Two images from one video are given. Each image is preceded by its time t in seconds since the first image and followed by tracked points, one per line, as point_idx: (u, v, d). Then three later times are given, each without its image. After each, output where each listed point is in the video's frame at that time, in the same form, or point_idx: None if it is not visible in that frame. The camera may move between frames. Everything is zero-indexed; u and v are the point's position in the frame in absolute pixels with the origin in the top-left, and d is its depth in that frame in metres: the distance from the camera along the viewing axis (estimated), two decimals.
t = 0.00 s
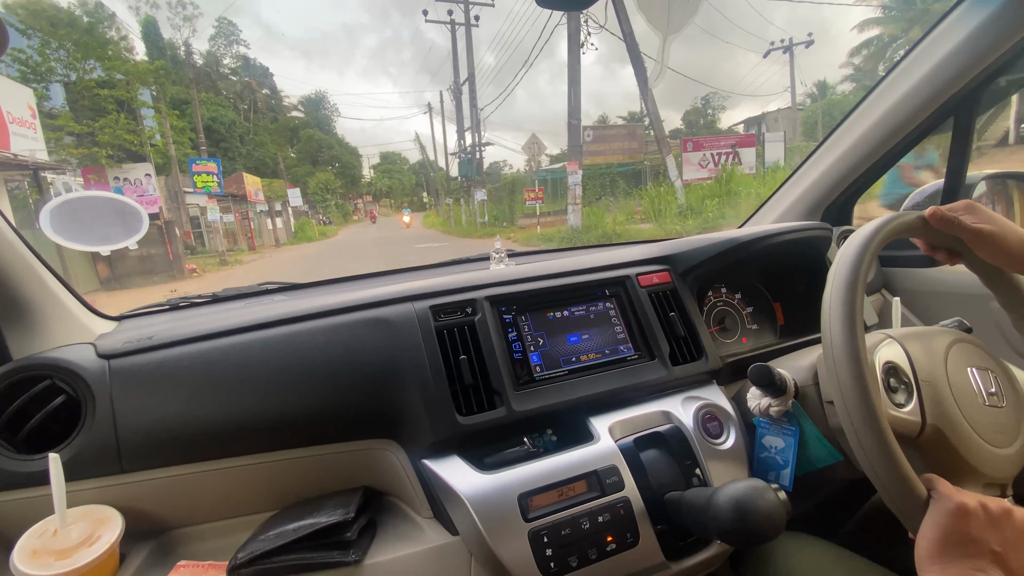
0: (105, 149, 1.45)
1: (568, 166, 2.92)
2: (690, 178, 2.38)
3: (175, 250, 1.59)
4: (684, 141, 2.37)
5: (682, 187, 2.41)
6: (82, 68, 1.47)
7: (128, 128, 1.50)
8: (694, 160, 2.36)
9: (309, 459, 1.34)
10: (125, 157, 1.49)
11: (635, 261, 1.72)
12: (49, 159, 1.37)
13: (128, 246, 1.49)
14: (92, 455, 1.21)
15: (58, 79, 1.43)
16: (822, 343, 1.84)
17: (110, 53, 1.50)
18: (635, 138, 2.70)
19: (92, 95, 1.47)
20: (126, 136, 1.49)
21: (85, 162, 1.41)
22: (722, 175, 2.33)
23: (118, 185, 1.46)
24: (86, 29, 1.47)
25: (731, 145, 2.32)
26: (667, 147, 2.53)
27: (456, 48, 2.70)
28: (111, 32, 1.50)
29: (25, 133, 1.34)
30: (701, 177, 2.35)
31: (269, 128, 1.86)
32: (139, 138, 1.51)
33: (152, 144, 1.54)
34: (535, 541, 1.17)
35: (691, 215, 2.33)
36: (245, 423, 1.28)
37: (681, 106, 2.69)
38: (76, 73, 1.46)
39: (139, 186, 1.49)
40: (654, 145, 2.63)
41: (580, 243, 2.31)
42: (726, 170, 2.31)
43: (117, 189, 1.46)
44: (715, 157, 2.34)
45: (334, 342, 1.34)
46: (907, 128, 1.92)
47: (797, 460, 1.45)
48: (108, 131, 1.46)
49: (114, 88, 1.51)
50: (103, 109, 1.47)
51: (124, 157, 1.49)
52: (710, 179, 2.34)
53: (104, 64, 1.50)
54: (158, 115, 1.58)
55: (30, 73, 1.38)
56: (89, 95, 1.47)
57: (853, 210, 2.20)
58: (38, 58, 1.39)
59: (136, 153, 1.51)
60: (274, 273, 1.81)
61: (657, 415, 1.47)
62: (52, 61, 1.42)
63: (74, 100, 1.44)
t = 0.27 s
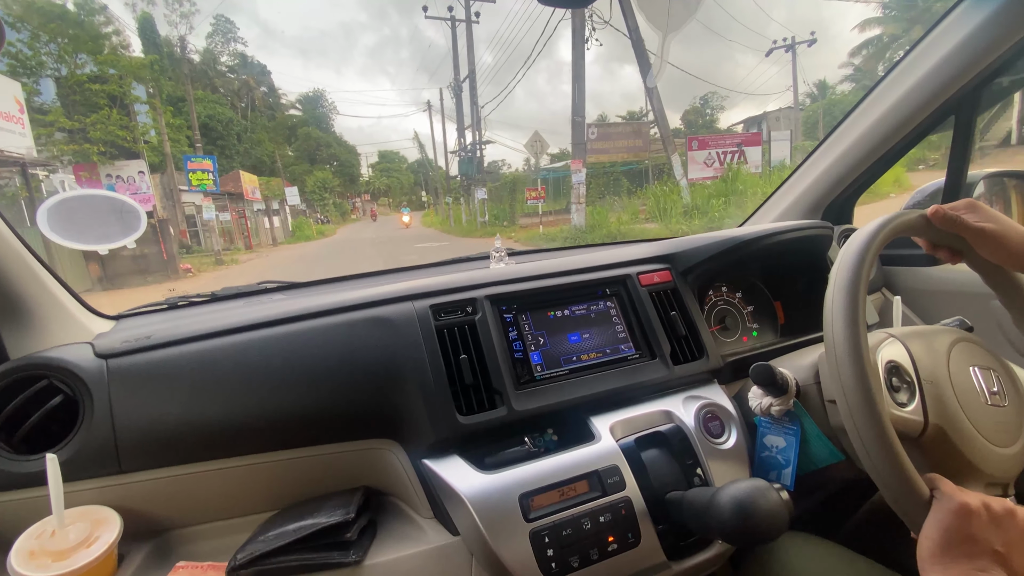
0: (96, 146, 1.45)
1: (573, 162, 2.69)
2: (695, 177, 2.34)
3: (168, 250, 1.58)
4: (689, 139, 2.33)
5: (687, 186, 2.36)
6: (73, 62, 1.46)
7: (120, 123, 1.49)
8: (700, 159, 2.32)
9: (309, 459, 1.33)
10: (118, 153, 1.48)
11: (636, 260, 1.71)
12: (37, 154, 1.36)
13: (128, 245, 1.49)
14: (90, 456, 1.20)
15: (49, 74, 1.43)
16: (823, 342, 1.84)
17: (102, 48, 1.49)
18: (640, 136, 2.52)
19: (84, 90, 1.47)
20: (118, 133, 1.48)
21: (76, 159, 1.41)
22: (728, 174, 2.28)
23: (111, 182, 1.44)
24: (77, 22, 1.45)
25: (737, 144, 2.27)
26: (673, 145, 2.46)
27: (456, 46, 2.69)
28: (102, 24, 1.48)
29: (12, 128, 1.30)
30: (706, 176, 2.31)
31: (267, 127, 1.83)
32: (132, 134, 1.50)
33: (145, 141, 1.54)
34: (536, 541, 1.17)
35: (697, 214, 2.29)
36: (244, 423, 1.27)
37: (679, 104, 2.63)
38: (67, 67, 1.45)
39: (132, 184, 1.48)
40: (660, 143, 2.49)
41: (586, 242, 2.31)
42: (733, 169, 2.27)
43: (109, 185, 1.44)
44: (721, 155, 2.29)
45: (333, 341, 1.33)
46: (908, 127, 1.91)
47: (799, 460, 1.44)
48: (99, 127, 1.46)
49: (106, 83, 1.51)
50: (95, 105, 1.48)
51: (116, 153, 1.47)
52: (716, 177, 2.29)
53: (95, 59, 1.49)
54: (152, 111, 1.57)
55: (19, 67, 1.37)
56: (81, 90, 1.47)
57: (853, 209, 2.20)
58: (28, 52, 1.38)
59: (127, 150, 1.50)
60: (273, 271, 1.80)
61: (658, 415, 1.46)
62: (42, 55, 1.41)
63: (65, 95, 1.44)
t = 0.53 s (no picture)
0: (90, 144, 1.44)
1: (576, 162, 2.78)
2: (698, 177, 2.37)
3: (164, 250, 1.57)
4: (694, 138, 2.37)
5: (692, 187, 2.39)
6: (67, 58, 1.46)
7: (115, 121, 1.49)
8: (704, 158, 2.35)
9: (310, 457, 1.33)
10: (113, 152, 1.48)
11: (637, 259, 1.71)
12: (30, 154, 1.37)
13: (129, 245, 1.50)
14: (92, 453, 1.21)
15: (43, 70, 1.42)
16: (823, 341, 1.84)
17: (96, 44, 1.49)
18: (645, 136, 2.63)
19: (77, 88, 1.46)
20: (114, 131, 1.48)
21: (70, 157, 1.41)
22: (733, 173, 2.29)
23: (105, 181, 1.46)
24: (71, 17, 1.46)
25: (743, 144, 2.27)
26: (677, 146, 2.51)
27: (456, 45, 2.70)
28: (94, 18, 1.48)
29: (5, 125, 1.31)
30: (709, 176, 2.34)
31: (266, 126, 1.84)
32: (127, 132, 1.51)
33: (141, 139, 1.54)
34: (537, 538, 1.17)
35: (702, 215, 2.29)
36: (245, 420, 1.27)
37: (681, 106, 2.67)
38: (60, 64, 1.45)
39: (127, 183, 1.50)
40: (662, 143, 2.59)
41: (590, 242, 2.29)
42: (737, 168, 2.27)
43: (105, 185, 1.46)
44: (726, 155, 2.31)
45: (334, 339, 1.34)
46: (907, 126, 1.92)
47: (799, 458, 1.44)
48: (94, 125, 1.45)
49: (101, 80, 1.51)
50: (89, 102, 1.47)
51: (111, 151, 1.48)
52: (720, 178, 2.32)
53: (90, 56, 1.49)
54: (148, 109, 1.56)
55: (13, 63, 1.38)
56: (75, 87, 1.46)
57: (853, 209, 2.20)
58: (22, 47, 1.39)
59: (124, 148, 1.50)
60: (273, 270, 1.81)
61: (659, 413, 1.46)
62: (36, 51, 1.41)
63: (59, 92, 1.44)
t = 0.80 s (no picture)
0: (87, 143, 1.45)
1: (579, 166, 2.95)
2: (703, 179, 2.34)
3: (162, 251, 1.56)
4: (699, 140, 2.38)
5: (696, 188, 2.37)
6: (63, 57, 1.44)
7: (112, 121, 1.50)
8: (708, 160, 2.36)
9: (313, 456, 1.34)
10: (110, 152, 1.49)
11: (638, 259, 1.72)
12: (26, 153, 1.37)
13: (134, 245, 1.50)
14: (96, 452, 1.21)
15: (39, 69, 1.41)
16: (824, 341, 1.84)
17: (94, 42, 1.49)
18: (648, 137, 2.61)
19: (74, 87, 1.45)
20: (110, 131, 1.49)
21: (66, 158, 1.41)
22: (737, 175, 2.29)
23: (103, 181, 1.45)
24: (68, 16, 1.44)
25: (747, 145, 2.27)
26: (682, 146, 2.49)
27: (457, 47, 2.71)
28: (90, 16, 1.47)
29: None
30: (715, 177, 2.32)
31: (266, 127, 1.85)
32: (125, 132, 1.52)
33: (139, 140, 1.55)
34: (540, 537, 1.17)
35: (707, 216, 2.26)
36: (249, 420, 1.28)
37: (682, 106, 2.65)
38: (57, 63, 1.43)
39: (125, 183, 1.49)
40: (666, 143, 2.56)
41: (593, 243, 2.29)
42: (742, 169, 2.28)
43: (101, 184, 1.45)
44: (730, 156, 2.31)
45: (337, 339, 1.34)
46: (908, 127, 1.92)
47: (801, 458, 1.45)
48: (90, 125, 1.46)
49: (98, 79, 1.50)
50: (85, 101, 1.47)
51: (108, 150, 1.49)
52: (725, 179, 2.31)
53: (88, 54, 1.48)
54: (146, 108, 1.57)
55: (9, 62, 1.37)
56: (72, 86, 1.45)
57: (854, 211, 2.21)
58: (18, 47, 1.37)
59: (122, 149, 1.51)
60: (276, 270, 1.82)
61: (661, 413, 1.47)
62: (31, 49, 1.40)
63: (55, 92, 1.43)
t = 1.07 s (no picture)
0: (83, 143, 1.44)
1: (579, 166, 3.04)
2: (704, 180, 2.34)
3: (158, 251, 1.55)
4: (700, 140, 2.35)
5: (697, 188, 2.37)
6: (60, 55, 1.42)
7: (108, 120, 1.48)
8: (711, 160, 2.34)
9: (309, 457, 1.33)
10: (107, 151, 1.47)
11: (636, 260, 1.72)
12: (20, 152, 1.34)
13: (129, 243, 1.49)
14: (90, 452, 1.20)
15: (35, 68, 1.38)
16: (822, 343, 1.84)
17: (91, 40, 1.48)
18: (649, 137, 2.67)
19: (71, 86, 1.44)
20: (107, 131, 1.47)
21: (61, 157, 1.40)
22: (739, 176, 2.30)
23: (98, 180, 1.44)
24: (64, 14, 1.43)
25: (748, 145, 2.28)
26: (682, 146, 2.48)
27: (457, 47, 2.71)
28: (86, 15, 1.47)
29: None
30: (716, 177, 2.32)
31: (265, 127, 1.85)
32: (122, 132, 1.50)
33: (136, 139, 1.53)
34: (536, 540, 1.17)
35: (709, 217, 2.26)
36: (244, 420, 1.27)
37: (683, 106, 2.65)
38: (53, 61, 1.41)
39: (121, 182, 1.48)
40: (667, 143, 2.56)
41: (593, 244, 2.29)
42: (745, 171, 2.29)
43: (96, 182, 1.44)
44: (732, 157, 2.32)
45: (334, 339, 1.33)
46: (907, 129, 1.92)
47: (798, 460, 1.44)
48: (86, 124, 1.45)
49: (95, 78, 1.49)
50: (81, 100, 1.46)
51: (105, 151, 1.47)
52: (727, 180, 2.31)
53: (85, 53, 1.47)
54: (143, 107, 1.56)
55: (4, 60, 1.33)
56: (67, 85, 1.44)
57: (853, 212, 2.21)
58: (13, 45, 1.33)
59: (118, 148, 1.49)
60: (274, 270, 1.82)
61: (658, 414, 1.46)
62: (27, 47, 1.36)
63: (51, 90, 1.41)
